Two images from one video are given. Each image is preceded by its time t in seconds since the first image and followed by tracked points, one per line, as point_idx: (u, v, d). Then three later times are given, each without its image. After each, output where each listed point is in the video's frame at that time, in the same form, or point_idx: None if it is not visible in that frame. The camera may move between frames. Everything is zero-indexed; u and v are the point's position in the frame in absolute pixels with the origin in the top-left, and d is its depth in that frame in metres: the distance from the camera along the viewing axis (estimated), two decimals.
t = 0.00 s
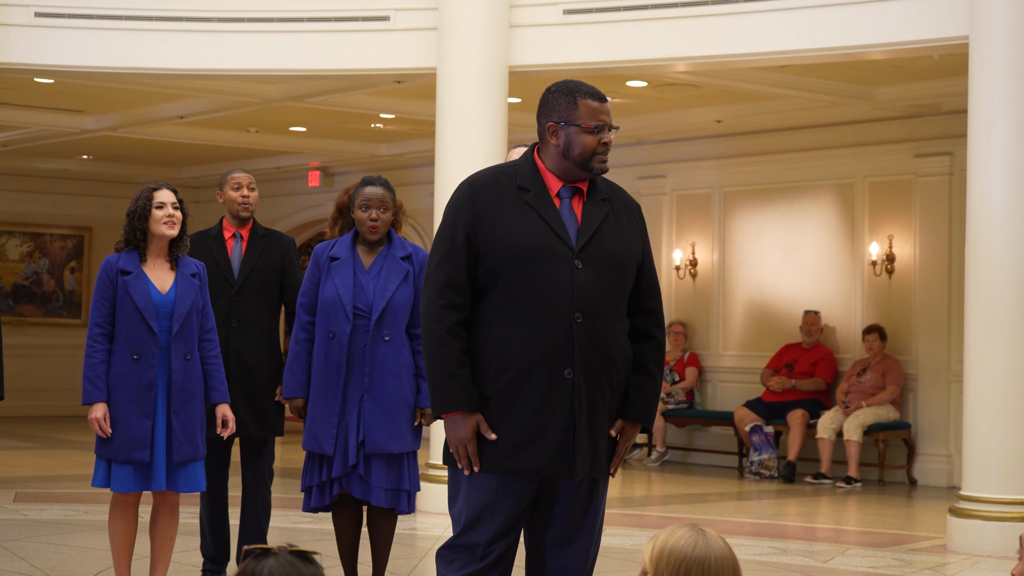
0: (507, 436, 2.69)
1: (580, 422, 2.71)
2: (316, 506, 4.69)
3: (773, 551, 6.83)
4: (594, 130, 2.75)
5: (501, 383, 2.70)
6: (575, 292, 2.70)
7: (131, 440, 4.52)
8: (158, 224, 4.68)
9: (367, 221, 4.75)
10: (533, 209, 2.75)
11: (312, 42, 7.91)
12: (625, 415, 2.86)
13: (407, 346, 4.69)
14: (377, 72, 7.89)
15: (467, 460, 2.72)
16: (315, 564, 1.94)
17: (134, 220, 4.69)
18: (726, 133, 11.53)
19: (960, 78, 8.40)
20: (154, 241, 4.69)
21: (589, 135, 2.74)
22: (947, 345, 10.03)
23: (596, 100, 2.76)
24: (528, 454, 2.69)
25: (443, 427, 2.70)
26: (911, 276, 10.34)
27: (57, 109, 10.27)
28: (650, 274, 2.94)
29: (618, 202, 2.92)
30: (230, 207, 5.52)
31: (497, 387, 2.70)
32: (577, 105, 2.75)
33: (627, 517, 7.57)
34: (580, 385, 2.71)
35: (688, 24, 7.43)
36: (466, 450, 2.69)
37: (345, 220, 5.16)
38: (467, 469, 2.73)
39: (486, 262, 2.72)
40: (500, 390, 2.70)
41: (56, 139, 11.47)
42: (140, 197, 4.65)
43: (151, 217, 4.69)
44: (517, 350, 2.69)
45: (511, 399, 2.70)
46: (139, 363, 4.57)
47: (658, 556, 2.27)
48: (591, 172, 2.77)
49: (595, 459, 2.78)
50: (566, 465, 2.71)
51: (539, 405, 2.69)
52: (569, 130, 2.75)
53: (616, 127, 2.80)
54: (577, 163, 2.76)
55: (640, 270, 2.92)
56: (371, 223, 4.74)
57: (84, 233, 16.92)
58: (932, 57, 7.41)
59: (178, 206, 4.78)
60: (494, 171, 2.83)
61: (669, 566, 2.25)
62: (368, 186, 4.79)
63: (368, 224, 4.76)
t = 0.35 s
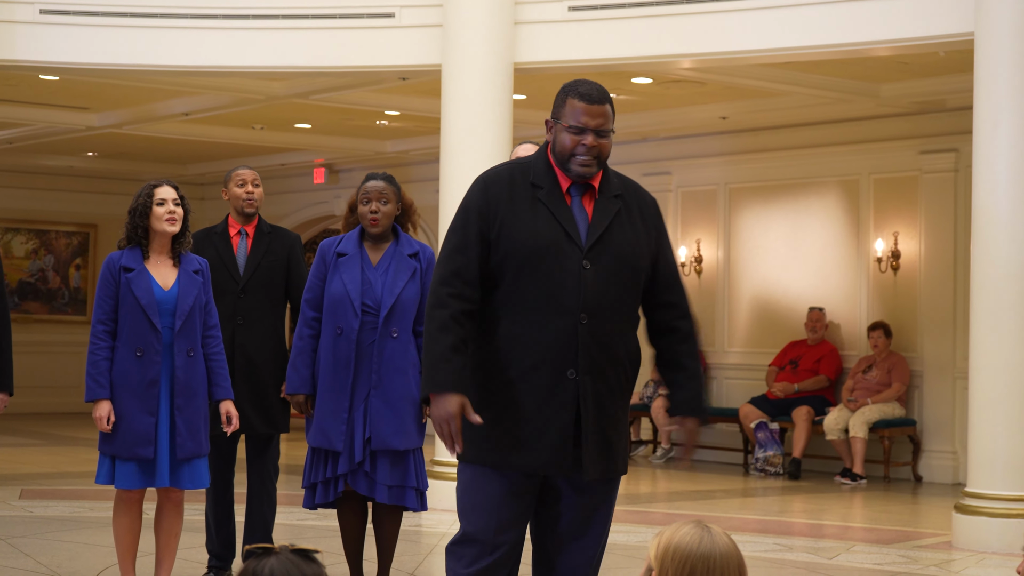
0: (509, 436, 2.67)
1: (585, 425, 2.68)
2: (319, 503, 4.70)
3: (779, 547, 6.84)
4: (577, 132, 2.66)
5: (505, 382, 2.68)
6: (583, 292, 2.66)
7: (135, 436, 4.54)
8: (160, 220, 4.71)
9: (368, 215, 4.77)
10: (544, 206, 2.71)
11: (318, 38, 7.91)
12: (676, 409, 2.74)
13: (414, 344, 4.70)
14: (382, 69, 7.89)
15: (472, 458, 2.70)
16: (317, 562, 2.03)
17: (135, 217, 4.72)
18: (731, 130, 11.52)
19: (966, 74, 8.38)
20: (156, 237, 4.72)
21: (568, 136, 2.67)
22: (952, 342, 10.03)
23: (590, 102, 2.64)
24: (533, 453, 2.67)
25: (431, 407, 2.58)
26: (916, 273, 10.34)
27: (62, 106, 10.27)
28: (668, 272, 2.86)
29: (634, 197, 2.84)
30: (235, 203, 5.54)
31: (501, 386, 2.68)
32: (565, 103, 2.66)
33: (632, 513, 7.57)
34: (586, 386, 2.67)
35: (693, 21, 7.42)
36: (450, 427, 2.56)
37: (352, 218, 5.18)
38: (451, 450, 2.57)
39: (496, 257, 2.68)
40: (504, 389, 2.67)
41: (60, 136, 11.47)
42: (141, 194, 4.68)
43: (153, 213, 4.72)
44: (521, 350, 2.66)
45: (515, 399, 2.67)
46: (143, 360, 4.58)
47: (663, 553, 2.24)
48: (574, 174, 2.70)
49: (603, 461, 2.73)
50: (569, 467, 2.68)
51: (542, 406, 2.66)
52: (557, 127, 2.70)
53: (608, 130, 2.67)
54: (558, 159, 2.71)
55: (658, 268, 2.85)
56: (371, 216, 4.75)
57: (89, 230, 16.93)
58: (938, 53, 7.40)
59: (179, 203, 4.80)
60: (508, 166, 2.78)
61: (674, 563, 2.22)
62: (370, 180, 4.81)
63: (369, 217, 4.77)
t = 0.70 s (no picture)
0: (499, 429, 2.71)
1: (574, 421, 2.70)
2: (323, 500, 4.68)
3: (785, 544, 6.83)
4: (556, 128, 2.66)
5: (497, 375, 2.71)
6: (573, 289, 2.68)
7: (138, 433, 4.59)
8: (163, 219, 4.76)
9: (369, 212, 4.76)
10: (541, 201, 2.73)
11: (324, 35, 7.91)
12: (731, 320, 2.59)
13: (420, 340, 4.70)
14: (387, 65, 7.89)
15: (466, 449, 2.74)
16: (323, 559, 2.01)
17: (139, 215, 4.77)
18: (736, 126, 11.51)
19: (972, 70, 8.37)
20: (160, 235, 4.77)
21: (546, 131, 2.68)
22: (958, 338, 10.03)
23: (574, 104, 2.63)
24: (520, 449, 2.70)
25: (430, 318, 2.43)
26: (922, 269, 10.33)
27: (67, 103, 10.27)
28: (679, 263, 2.81)
29: (636, 192, 2.83)
30: (240, 200, 5.52)
31: (494, 379, 2.72)
32: (553, 99, 2.67)
33: (638, 510, 7.56)
34: (574, 382, 2.69)
35: (699, 17, 7.41)
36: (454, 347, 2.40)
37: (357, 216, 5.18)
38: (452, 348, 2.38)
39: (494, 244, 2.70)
40: (496, 382, 2.71)
41: (66, 133, 11.48)
42: (144, 191, 4.73)
43: (156, 212, 4.77)
44: (513, 344, 2.70)
45: (505, 393, 2.71)
46: (146, 357, 4.64)
47: (669, 550, 2.22)
48: (550, 169, 2.70)
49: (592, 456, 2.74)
50: (557, 462, 2.70)
51: (531, 400, 2.69)
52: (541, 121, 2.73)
53: (583, 129, 2.64)
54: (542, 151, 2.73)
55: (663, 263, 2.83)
56: (372, 213, 4.74)
57: (95, 227, 16.94)
58: (944, 49, 7.39)
59: (183, 201, 4.86)
60: (512, 160, 2.80)
61: (680, 559, 2.21)
62: (370, 177, 4.81)
63: (371, 214, 4.76)
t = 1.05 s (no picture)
0: (477, 424, 2.75)
1: (549, 414, 2.72)
2: (335, 497, 4.72)
3: (793, 540, 6.84)
4: (527, 109, 2.74)
5: (475, 370, 2.76)
6: (544, 281, 2.72)
7: (143, 427, 4.61)
8: (170, 216, 4.76)
9: (374, 210, 4.76)
10: (514, 197, 2.77)
11: (332, 32, 7.91)
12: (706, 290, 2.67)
13: (424, 336, 4.68)
14: (395, 62, 7.89)
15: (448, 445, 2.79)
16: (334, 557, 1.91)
17: (145, 211, 4.76)
18: (744, 122, 11.51)
19: (980, 65, 8.35)
20: (165, 233, 4.77)
21: (517, 113, 2.76)
22: (967, 334, 10.01)
23: (544, 84, 2.73)
24: (496, 443, 2.73)
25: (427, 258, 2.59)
26: (930, 265, 10.32)
27: (75, 100, 10.28)
28: (657, 256, 2.84)
29: (613, 187, 2.85)
30: (246, 196, 5.52)
31: (472, 375, 2.76)
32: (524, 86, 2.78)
33: (646, 506, 7.57)
34: (547, 375, 2.72)
35: (707, 13, 7.40)
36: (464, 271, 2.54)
37: (361, 212, 5.16)
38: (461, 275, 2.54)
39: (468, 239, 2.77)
40: (473, 377, 2.76)
41: (74, 130, 11.48)
42: (152, 188, 4.72)
43: (163, 210, 4.77)
44: (489, 338, 2.75)
45: (483, 387, 2.75)
46: (151, 351, 4.66)
47: (676, 545, 2.14)
48: (524, 153, 2.76)
49: (569, 450, 2.74)
50: (534, 455, 2.72)
51: (506, 394, 2.73)
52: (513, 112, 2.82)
53: (552, 105, 2.72)
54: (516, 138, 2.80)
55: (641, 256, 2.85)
56: (377, 211, 4.74)
57: (103, 224, 16.96)
58: (953, 45, 7.38)
59: (190, 199, 4.85)
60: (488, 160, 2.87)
61: (689, 556, 2.13)
62: (373, 175, 4.79)
63: (375, 212, 4.76)
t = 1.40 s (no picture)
0: (458, 417, 2.76)
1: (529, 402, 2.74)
2: (352, 491, 4.74)
3: (803, 536, 6.83)
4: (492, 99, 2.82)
5: (453, 364, 2.78)
6: (519, 271, 2.75)
7: (152, 423, 4.62)
8: (179, 211, 4.77)
9: (381, 208, 4.76)
10: (486, 190, 2.82)
11: (342, 27, 7.91)
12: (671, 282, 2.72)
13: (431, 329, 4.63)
14: (405, 58, 7.89)
15: (431, 442, 2.80)
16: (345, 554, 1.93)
17: (154, 206, 4.78)
18: (754, 118, 11.50)
19: (990, 62, 8.34)
20: (173, 228, 4.78)
21: (481, 104, 2.84)
22: (977, 331, 10.00)
23: (506, 74, 2.81)
24: (479, 436, 2.74)
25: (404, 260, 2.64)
26: (940, 261, 10.31)
27: (85, 96, 10.29)
28: (626, 249, 2.89)
29: (583, 179, 2.90)
30: (255, 193, 5.51)
31: (451, 370, 2.78)
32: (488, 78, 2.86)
33: (656, 502, 7.56)
34: (527, 364, 2.74)
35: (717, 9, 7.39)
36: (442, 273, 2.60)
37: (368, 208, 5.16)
38: (438, 275, 2.60)
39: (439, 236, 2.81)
40: (452, 370, 2.78)
41: (84, 127, 11.50)
42: (161, 182, 4.75)
43: (171, 204, 4.78)
44: (466, 331, 2.77)
45: (462, 381, 2.77)
46: (160, 347, 4.66)
47: (686, 542, 2.16)
48: (491, 140, 2.83)
49: (552, 440, 2.76)
50: (516, 445, 2.73)
51: (486, 385, 2.75)
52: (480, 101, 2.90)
53: (515, 93, 2.79)
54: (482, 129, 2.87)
55: (612, 247, 2.89)
56: (385, 209, 4.75)
57: (113, 220, 16.97)
58: (962, 41, 7.37)
59: (198, 194, 4.86)
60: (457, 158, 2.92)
61: (697, 552, 2.14)
62: (380, 172, 4.78)
63: (383, 210, 4.77)
